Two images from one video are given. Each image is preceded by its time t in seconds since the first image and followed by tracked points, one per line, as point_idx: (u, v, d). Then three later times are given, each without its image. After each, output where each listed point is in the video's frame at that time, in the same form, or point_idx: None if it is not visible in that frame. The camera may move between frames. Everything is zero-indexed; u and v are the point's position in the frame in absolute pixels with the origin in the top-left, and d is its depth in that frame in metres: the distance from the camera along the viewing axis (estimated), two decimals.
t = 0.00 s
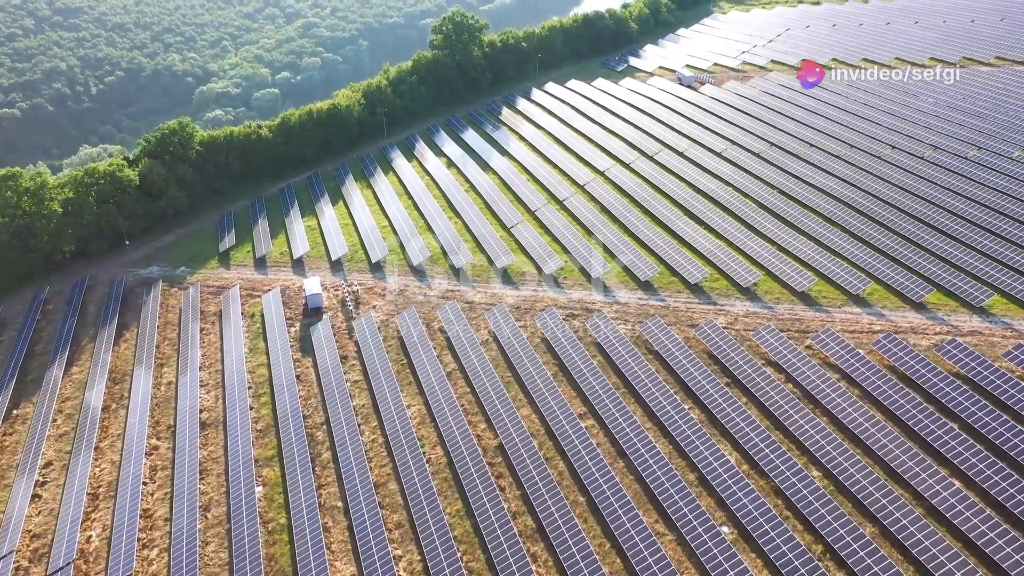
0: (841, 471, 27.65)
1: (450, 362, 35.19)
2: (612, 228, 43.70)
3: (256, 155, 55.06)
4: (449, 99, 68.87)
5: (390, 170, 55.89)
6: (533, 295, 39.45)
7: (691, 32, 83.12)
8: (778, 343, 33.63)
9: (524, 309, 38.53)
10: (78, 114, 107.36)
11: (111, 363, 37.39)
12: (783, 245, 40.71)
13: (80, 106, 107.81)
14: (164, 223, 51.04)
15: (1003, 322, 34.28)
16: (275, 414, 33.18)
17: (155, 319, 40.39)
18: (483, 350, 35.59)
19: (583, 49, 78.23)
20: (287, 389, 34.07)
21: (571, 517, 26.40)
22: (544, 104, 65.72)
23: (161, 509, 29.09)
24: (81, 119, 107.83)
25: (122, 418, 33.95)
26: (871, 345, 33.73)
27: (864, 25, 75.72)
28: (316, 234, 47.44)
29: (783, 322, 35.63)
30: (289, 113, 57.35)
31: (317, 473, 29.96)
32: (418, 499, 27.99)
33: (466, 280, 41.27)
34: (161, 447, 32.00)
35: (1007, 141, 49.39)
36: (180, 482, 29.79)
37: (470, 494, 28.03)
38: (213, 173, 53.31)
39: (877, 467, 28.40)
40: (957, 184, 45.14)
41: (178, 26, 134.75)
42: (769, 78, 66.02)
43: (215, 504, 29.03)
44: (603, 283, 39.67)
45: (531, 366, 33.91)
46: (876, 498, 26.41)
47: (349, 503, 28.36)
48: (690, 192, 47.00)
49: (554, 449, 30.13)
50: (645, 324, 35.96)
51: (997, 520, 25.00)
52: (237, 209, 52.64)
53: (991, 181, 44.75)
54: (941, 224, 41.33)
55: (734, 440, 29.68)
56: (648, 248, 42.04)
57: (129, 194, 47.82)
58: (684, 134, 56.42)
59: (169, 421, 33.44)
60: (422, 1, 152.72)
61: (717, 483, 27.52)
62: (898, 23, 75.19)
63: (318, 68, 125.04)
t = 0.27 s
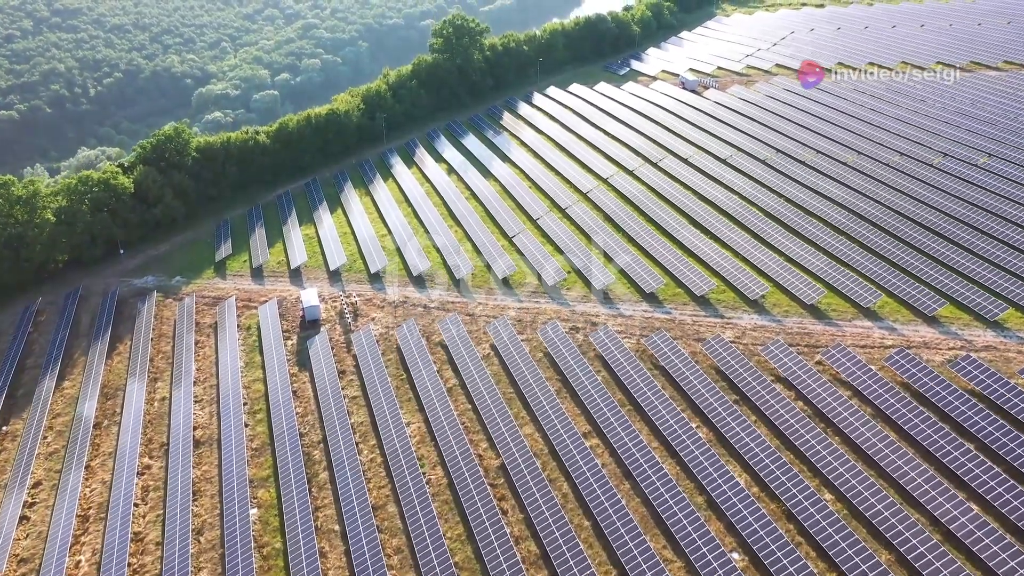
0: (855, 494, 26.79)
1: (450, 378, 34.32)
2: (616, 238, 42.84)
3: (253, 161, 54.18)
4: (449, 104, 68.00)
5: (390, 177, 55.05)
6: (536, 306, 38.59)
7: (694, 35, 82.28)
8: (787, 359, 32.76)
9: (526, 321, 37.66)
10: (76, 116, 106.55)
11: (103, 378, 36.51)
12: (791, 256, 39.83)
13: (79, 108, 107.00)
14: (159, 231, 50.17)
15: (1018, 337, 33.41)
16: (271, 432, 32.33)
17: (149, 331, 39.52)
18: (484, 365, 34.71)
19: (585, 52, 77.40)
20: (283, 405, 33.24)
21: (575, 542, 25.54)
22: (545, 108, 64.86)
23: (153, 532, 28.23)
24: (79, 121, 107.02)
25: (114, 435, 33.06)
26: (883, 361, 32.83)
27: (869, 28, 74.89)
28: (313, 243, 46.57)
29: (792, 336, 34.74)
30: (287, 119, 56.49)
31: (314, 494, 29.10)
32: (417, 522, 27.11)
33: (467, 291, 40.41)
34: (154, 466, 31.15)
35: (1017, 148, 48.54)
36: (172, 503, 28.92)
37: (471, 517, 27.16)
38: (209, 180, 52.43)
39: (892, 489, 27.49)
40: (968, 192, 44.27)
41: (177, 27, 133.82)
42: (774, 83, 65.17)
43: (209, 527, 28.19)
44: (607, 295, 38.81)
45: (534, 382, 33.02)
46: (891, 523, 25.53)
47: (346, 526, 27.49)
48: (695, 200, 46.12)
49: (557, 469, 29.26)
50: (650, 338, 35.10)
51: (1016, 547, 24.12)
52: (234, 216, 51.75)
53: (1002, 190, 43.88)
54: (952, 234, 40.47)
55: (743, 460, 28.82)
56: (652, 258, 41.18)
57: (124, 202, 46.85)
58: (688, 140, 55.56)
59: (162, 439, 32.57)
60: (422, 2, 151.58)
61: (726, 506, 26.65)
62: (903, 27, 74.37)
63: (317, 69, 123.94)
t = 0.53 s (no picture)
0: (866, 513, 26.08)
1: (450, 390, 33.61)
2: (618, 246, 42.14)
3: (251, 167, 53.46)
4: (450, 108, 67.29)
5: (389, 182, 54.35)
6: (538, 316, 37.91)
7: (696, 37, 81.64)
8: (795, 371, 32.06)
9: (527, 332, 36.98)
10: (75, 118, 105.79)
11: (96, 390, 35.76)
12: (797, 264, 39.12)
13: (77, 110, 106.22)
14: (155, 238, 49.43)
15: None
16: (267, 446, 31.62)
17: (144, 342, 38.78)
18: (485, 377, 33.99)
19: (586, 55, 76.73)
20: (280, 418, 32.54)
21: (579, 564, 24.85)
22: (546, 112, 64.17)
23: (146, 551, 27.54)
24: (78, 122, 106.30)
25: (107, 450, 32.34)
26: (892, 374, 32.13)
27: (873, 31, 74.28)
28: (311, 250, 45.87)
29: (799, 348, 34.01)
30: (285, 123, 55.80)
31: (311, 512, 28.40)
32: (417, 542, 26.40)
33: (468, 300, 39.71)
34: (148, 482, 30.45)
35: None
36: (166, 521, 28.22)
37: (472, 537, 26.45)
38: (207, 185, 51.71)
39: (903, 507, 26.81)
40: (976, 198, 43.58)
41: (176, 28, 133.05)
42: (777, 86, 64.48)
43: (203, 546, 27.49)
44: (610, 305, 38.10)
45: (536, 396, 32.31)
46: (903, 543, 24.82)
47: (344, 545, 26.78)
48: (698, 206, 45.40)
49: (560, 487, 28.56)
50: (653, 349, 34.42)
51: None
52: (231, 222, 51.03)
53: (1011, 196, 43.19)
54: (961, 242, 39.77)
55: (751, 478, 28.11)
56: (656, 266, 40.48)
57: (120, 208, 46.11)
58: (691, 145, 54.87)
59: (157, 454, 31.86)
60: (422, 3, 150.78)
61: (734, 526, 25.94)
62: (907, 29, 73.76)
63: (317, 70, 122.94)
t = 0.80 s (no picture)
0: (880, 539, 25.15)
1: (451, 408, 32.72)
2: (622, 256, 41.26)
3: (248, 173, 52.58)
4: (450, 112, 66.40)
5: (388, 190, 53.47)
6: (540, 329, 36.98)
7: (699, 41, 80.78)
8: (805, 389, 31.15)
9: (529, 346, 36.07)
10: (72, 120, 104.81)
11: (87, 406, 34.85)
12: (805, 275, 38.20)
13: (75, 111, 105.22)
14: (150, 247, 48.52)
15: None
16: (262, 466, 30.74)
17: (137, 355, 37.89)
18: (487, 394, 33.11)
19: (588, 58, 75.89)
20: (275, 437, 31.63)
21: None
22: (548, 117, 63.28)
23: None
24: (76, 124, 105.34)
25: (97, 469, 31.43)
26: (905, 392, 31.23)
27: (878, 34, 73.45)
28: (309, 260, 44.96)
29: (809, 364, 33.09)
30: (282, 129, 54.92)
31: (307, 536, 27.53)
32: (416, 568, 25.51)
33: (469, 312, 38.81)
34: (139, 504, 29.57)
35: None
36: (156, 545, 27.34)
37: (473, 564, 25.57)
38: (203, 193, 50.81)
39: (919, 534, 25.87)
40: (987, 207, 42.70)
41: (175, 30, 132.02)
42: (782, 91, 63.57)
43: (195, 572, 26.61)
44: (615, 318, 37.19)
45: (539, 414, 31.40)
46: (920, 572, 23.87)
47: (340, 572, 25.89)
48: (703, 214, 44.51)
49: (564, 510, 27.68)
50: (659, 365, 33.56)
51: None
52: (228, 230, 50.12)
53: (1023, 206, 42.31)
54: (973, 253, 38.90)
55: (761, 501, 27.23)
56: (660, 277, 39.62)
57: (114, 217, 45.20)
58: (695, 151, 53.98)
59: (148, 474, 30.97)
60: (422, 4, 149.70)
61: (744, 552, 25.05)
62: (913, 32, 72.89)
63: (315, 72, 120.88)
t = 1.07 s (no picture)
0: (893, 561, 24.38)
1: (451, 422, 31.99)
2: (626, 265, 40.56)
3: (245, 179, 51.88)
4: (450, 116, 65.69)
5: (387, 195, 52.79)
6: (542, 340, 36.23)
7: (702, 43, 80.07)
8: (813, 403, 30.41)
9: (531, 357, 35.32)
10: (70, 122, 103.98)
11: (80, 420, 34.11)
12: (812, 285, 37.47)
13: (73, 112, 104.37)
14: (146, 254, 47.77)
15: None
16: (258, 483, 30.02)
17: (131, 367, 37.14)
18: (488, 408, 32.39)
19: (589, 61, 75.21)
20: (272, 453, 30.87)
21: None
22: (549, 121, 62.59)
23: None
24: (75, 126, 104.50)
25: (89, 485, 30.70)
26: (916, 406, 30.48)
27: (883, 36, 72.73)
28: (307, 268, 44.24)
29: (818, 378, 32.34)
30: (280, 134, 54.23)
31: (303, 557, 26.79)
32: None
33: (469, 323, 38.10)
34: (132, 522, 28.83)
35: None
36: (148, 565, 26.61)
37: None
38: (199, 199, 50.10)
39: (934, 556, 25.10)
40: (997, 214, 41.95)
41: (174, 31, 131.06)
42: (786, 95, 62.85)
43: None
44: (618, 328, 36.47)
45: (541, 429, 30.66)
46: None
47: None
48: (708, 221, 43.80)
49: (567, 530, 26.96)
50: (664, 377, 32.83)
51: None
52: (225, 237, 49.40)
53: None
54: (983, 261, 38.16)
55: (769, 521, 26.49)
56: (664, 287, 38.93)
57: (109, 224, 44.47)
58: (699, 157, 53.29)
59: (142, 490, 30.24)
60: (422, 5, 148.90)
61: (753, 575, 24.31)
62: (918, 35, 72.18)
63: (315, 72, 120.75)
